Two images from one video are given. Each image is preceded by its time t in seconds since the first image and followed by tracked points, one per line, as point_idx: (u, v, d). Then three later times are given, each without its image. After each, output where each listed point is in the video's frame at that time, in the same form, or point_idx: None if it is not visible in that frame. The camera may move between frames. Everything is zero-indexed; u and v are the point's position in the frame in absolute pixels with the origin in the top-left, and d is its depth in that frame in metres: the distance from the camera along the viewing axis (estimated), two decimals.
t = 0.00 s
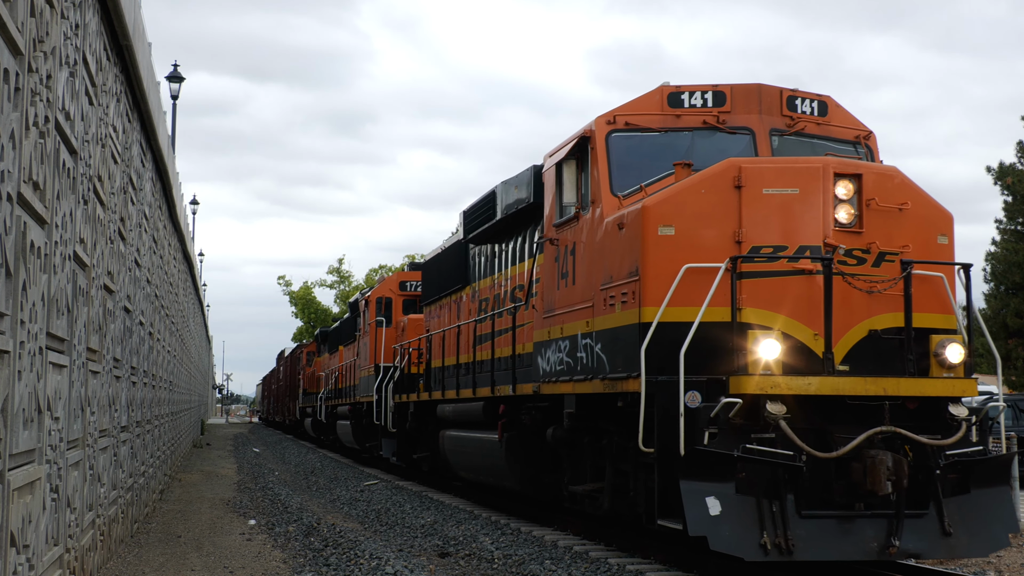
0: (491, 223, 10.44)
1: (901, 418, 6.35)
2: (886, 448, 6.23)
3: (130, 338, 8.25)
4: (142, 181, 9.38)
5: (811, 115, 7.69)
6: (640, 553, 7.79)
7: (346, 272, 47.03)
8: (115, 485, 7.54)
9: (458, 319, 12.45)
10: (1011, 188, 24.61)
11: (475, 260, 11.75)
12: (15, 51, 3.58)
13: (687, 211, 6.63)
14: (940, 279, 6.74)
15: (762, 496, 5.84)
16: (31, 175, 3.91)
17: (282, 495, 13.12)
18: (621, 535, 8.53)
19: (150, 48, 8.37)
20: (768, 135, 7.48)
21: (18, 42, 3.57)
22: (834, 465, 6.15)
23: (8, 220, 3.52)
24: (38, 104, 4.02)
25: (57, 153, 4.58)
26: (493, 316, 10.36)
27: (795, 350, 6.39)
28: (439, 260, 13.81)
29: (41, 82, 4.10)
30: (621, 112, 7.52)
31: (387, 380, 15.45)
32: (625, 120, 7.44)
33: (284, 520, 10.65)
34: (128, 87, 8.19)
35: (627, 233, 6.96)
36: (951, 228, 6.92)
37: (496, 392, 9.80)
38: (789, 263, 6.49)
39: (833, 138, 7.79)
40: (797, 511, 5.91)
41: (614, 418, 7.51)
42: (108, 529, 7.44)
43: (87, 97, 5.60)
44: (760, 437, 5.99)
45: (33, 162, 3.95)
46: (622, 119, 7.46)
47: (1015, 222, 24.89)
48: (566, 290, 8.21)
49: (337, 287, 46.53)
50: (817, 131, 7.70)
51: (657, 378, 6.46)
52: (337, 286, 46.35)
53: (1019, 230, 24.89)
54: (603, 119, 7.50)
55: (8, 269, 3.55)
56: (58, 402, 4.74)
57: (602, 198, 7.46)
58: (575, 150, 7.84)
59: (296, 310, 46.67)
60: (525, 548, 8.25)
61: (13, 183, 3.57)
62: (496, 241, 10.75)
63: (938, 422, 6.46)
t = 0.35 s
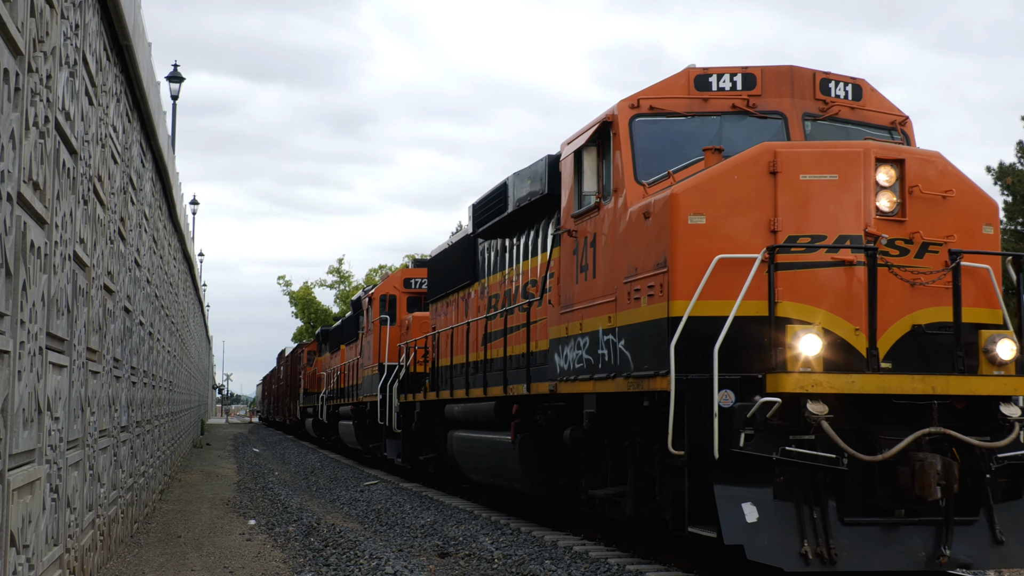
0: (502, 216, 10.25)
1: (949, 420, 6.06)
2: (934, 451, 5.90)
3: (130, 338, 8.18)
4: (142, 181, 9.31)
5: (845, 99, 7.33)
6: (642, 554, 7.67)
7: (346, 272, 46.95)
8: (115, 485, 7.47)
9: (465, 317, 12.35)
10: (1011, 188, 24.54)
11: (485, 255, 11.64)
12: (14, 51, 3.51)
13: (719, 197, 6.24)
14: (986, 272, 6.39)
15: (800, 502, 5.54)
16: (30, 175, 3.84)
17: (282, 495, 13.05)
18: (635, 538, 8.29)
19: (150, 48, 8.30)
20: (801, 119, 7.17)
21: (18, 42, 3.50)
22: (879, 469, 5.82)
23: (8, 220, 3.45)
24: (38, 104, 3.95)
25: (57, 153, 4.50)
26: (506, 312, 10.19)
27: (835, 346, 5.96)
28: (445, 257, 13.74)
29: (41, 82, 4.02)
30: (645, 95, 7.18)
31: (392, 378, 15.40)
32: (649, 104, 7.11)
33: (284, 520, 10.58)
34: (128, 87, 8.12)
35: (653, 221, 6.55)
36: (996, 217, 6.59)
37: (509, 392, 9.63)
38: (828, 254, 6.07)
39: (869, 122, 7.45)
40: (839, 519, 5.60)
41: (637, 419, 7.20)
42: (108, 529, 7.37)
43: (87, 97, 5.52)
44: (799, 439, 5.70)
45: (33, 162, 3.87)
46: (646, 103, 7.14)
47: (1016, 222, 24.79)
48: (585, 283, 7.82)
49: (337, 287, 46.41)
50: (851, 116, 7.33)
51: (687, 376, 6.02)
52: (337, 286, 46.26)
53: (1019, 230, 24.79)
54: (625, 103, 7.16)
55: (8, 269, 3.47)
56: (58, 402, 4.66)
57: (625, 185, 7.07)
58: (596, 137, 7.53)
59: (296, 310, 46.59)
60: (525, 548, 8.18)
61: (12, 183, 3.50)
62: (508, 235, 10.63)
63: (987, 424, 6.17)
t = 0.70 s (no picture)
0: (515, 209, 10.10)
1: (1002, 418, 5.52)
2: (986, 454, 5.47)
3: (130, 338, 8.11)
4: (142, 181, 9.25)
5: (882, 82, 6.86)
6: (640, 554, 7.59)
7: (347, 272, 46.85)
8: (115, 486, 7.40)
9: (474, 314, 12.24)
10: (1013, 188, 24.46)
11: (494, 251, 11.56)
12: (14, 51, 3.44)
13: (754, 183, 5.86)
14: None
15: (844, 507, 5.17)
16: (30, 175, 3.77)
17: (282, 495, 12.96)
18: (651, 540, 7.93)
19: (150, 48, 8.24)
20: (837, 103, 6.68)
21: (18, 42, 3.43)
22: (927, 471, 5.34)
23: (8, 220, 3.38)
24: (38, 104, 3.88)
25: (57, 153, 4.43)
26: (518, 308, 10.08)
27: (879, 341, 5.56)
28: (451, 254, 13.66)
29: (41, 82, 3.95)
30: (671, 77, 6.77)
31: (398, 376, 15.37)
32: (676, 86, 6.71)
33: (283, 520, 10.50)
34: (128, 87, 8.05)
35: (682, 210, 6.16)
36: None
37: (522, 391, 9.46)
38: (869, 244, 5.69)
39: (906, 107, 6.97)
40: (885, 525, 5.18)
41: (662, 419, 6.85)
42: (108, 529, 7.30)
43: (87, 97, 5.45)
44: (841, 440, 5.26)
45: (33, 162, 3.80)
46: (672, 85, 6.74)
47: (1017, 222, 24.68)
48: (604, 276, 7.46)
49: (337, 287, 46.27)
50: (887, 100, 6.87)
51: (719, 374, 5.67)
52: (337, 286, 46.16)
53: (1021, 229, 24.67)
54: (650, 85, 6.76)
55: (8, 268, 3.40)
56: (58, 402, 4.59)
57: (650, 172, 6.67)
58: (618, 121, 7.11)
59: (296, 310, 46.50)
60: (525, 548, 8.10)
61: (13, 183, 3.43)
62: (519, 229, 10.51)
63: None
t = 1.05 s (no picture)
0: (528, 201, 9.99)
1: None
2: None
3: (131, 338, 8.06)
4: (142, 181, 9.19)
5: (919, 65, 6.39)
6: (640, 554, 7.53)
7: (347, 272, 46.78)
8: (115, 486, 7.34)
9: (482, 311, 12.15)
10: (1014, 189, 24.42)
11: (503, 247, 11.51)
12: (14, 51, 3.37)
13: (791, 167, 5.39)
14: None
15: (891, 515, 4.83)
16: (30, 175, 3.70)
17: (282, 495, 12.90)
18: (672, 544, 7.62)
19: (150, 48, 8.17)
20: (873, 86, 6.21)
21: (18, 42, 3.36)
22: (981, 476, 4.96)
23: (8, 220, 3.31)
24: (38, 104, 3.81)
25: (57, 154, 4.37)
26: (529, 304, 10.04)
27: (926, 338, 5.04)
28: (458, 250, 13.61)
29: (41, 82, 3.89)
30: (698, 58, 6.34)
31: (403, 374, 15.35)
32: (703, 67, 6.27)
33: (283, 520, 10.44)
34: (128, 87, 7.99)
35: (712, 197, 5.71)
36: None
37: (537, 390, 9.37)
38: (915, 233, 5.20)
39: (945, 91, 6.48)
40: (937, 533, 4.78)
41: (689, 419, 6.50)
42: (109, 529, 7.24)
43: (87, 97, 5.39)
44: (888, 443, 4.88)
45: (33, 162, 3.74)
46: (699, 67, 6.32)
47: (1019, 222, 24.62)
48: (625, 270, 7.06)
49: (337, 287, 46.16)
50: (926, 83, 6.40)
51: (755, 371, 5.24)
52: (337, 286, 46.09)
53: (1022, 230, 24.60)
54: (676, 67, 6.34)
55: (8, 268, 3.34)
56: (58, 402, 4.53)
57: (677, 158, 6.24)
58: (642, 106, 6.67)
59: (296, 310, 46.44)
60: (525, 548, 8.03)
61: (12, 183, 3.36)
62: (530, 223, 10.44)
63: None
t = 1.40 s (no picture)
0: (540, 194, 9.91)
1: None
2: None
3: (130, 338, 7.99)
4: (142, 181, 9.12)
5: (960, 45, 6.14)
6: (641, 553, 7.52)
7: (347, 273, 46.72)
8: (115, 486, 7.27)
9: (491, 308, 12.06)
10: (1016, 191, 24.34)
11: (513, 242, 11.43)
12: (14, 51, 3.30)
13: (830, 153, 5.22)
14: None
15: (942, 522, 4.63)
16: (30, 175, 3.63)
17: (282, 495, 12.84)
18: (688, 547, 7.56)
19: (150, 48, 8.10)
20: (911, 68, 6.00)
21: (18, 42, 3.29)
22: None
23: (8, 219, 3.23)
24: (38, 104, 3.74)
25: (57, 154, 4.30)
26: (542, 301, 9.97)
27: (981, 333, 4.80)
28: (464, 247, 13.52)
29: (41, 82, 3.82)
30: (727, 39, 6.17)
31: (408, 372, 15.27)
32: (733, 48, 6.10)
33: (283, 520, 10.38)
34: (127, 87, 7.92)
35: (745, 184, 5.53)
36: None
37: (552, 390, 9.30)
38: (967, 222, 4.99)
39: (985, 75, 6.23)
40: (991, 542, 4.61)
41: (716, 419, 6.36)
42: (108, 529, 7.18)
43: (87, 97, 5.32)
44: (939, 444, 4.71)
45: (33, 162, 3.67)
46: (728, 48, 6.15)
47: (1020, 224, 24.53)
48: (648, 262, 6.93)
49: (337, 287, 46.07)
50: (967, 65, 6.15)
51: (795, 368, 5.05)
52: (337, 287, 46.01)
53: None
54: (703, 49, 6.18)
55: (8, 269, 3.26)
56: (58, 402, 4.46)
57: (705, 145, 6.08)
58: (666, 90, 6.55)
59: (296, 310, 46.39)
60: (525, 548, 7.98)
61: (12, 183, 3.29)
62: (541, 217, 10.36)
63: None
